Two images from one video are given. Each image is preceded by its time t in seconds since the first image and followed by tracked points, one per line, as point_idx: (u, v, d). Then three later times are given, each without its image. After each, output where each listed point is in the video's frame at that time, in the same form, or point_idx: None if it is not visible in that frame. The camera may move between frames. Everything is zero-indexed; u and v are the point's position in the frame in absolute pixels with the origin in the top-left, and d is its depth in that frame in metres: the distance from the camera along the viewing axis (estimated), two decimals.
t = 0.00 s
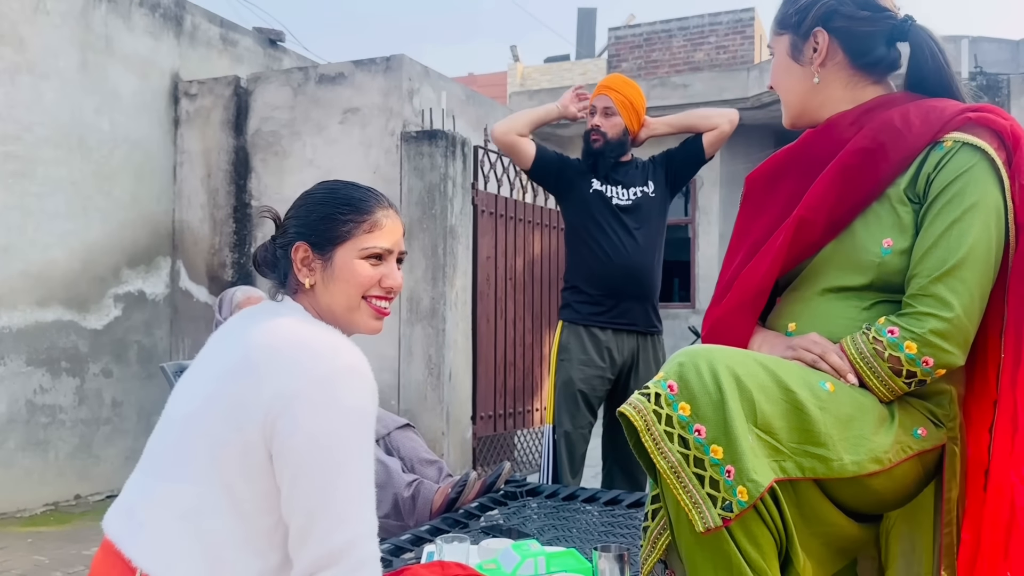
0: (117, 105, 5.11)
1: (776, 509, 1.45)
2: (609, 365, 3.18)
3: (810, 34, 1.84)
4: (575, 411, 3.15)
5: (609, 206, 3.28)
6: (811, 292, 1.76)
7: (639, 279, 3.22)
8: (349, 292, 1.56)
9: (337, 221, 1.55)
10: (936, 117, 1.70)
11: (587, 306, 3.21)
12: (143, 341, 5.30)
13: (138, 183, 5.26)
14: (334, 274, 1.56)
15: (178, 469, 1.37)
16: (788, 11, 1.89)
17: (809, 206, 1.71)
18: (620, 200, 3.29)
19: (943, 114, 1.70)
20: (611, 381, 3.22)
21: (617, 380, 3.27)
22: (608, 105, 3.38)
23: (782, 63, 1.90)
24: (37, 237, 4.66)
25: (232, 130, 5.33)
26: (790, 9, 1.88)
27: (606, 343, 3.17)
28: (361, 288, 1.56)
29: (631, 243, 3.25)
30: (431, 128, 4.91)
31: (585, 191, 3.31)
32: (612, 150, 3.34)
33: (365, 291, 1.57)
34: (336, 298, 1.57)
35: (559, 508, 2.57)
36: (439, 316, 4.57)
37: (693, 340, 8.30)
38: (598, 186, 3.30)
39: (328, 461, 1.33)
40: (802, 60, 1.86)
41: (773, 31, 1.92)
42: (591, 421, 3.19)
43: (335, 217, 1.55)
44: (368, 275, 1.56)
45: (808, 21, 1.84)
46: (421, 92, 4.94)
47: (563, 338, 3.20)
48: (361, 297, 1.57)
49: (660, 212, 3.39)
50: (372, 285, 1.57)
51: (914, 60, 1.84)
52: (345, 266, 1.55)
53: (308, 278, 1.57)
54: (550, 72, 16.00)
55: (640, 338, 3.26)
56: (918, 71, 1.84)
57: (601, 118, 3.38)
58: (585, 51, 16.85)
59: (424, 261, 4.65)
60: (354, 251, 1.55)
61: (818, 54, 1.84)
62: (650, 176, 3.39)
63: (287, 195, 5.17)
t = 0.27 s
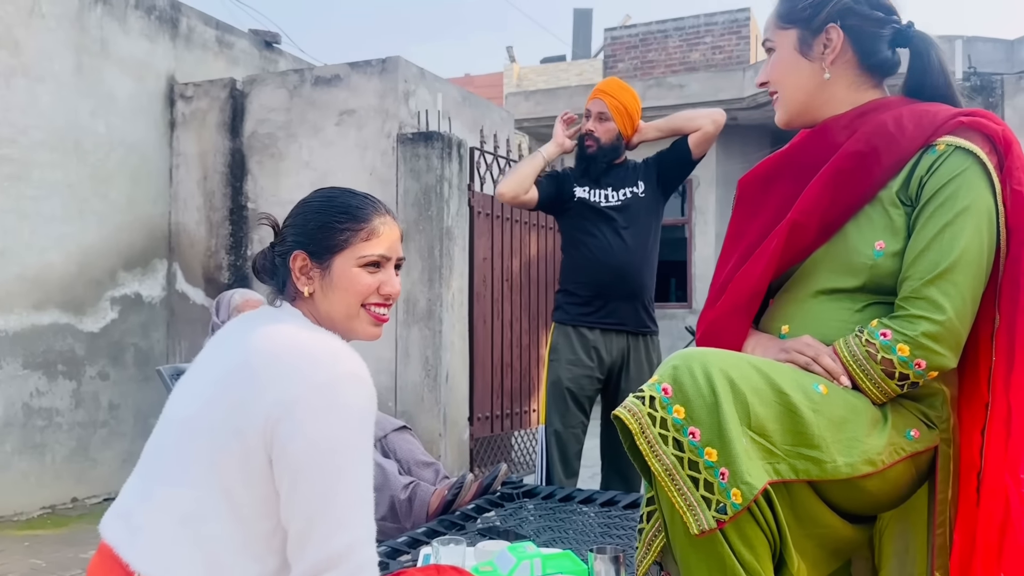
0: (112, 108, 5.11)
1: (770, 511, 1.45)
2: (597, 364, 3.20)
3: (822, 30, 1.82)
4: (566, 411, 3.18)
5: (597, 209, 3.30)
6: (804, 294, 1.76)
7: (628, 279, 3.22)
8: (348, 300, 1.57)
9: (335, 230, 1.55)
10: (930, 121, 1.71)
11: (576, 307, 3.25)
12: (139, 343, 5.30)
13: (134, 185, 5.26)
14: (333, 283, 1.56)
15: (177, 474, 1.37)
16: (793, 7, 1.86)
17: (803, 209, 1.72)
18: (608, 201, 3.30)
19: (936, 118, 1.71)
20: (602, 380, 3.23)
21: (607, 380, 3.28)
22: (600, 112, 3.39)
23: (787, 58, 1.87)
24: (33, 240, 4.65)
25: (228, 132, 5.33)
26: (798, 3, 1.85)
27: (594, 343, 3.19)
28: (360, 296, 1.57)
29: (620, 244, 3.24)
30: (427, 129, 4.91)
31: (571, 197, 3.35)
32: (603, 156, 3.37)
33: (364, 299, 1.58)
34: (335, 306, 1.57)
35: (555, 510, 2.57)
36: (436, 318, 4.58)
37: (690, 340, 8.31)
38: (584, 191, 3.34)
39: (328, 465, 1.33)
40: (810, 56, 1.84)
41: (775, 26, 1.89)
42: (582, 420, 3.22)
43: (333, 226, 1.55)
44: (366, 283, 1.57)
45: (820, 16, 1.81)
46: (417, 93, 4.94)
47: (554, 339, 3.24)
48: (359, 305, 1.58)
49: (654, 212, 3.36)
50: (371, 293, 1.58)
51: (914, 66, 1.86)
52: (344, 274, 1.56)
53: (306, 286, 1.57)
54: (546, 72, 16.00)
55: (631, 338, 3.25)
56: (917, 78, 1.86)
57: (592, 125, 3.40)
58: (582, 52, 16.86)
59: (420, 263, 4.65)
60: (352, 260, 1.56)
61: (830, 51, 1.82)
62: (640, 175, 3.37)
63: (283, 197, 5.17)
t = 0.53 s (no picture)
0: (107, 111, 5.09)
1: (767, 515, 1.44)
2: (591, 365, 3.18)
3: (839, 23, 1.79)
4: (562, 413, 3.18)
5: (590, 212, 3.30)
6: (801, 295, 1.76)
7: (621, 281, 3.20)
8: (346, 306, 1.56)
9: (334, 235, 1.54)
10: (929, 122, 1.70)
11: (570, 310, 3.25)
12: (134, 347, 5.28)
13: (128, 189, 5.25)
14: (331, 288, 1.55)
15: (171, 479, 1.35)
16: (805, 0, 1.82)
17: (800, 210, 1.71)
18: (601, 203, 3.29)
19: (935, 119, 1.70)
20: (596, 381, 3.22)
21: (603, 381, 3.27)
22: (592, 119, 3.38)
23: (799, 49, 1.82)
24: (27, 244, 4.63)
25: (223, 135, 5.31)
26: None
27: (587, 344, 3.18)
28: (358, 302, 1.56)
29: (614, 245, 3.23)
30: (422, 132, 4.90)
31: (563, 202, 3.37)
32: (598, 162, 3.37)
33: (362, 305, 1.56)
34: (333, 311, 1.56)
35: (551, 513, 2.56)
36: (432, 320, 4.57)
37: (687, 342, 8.31)
38: (575, 195, 3.35)
39: (323, 471, 1.32)
40: (823, 50, 1.81)
41: (785, 18, 1.85)
42: (579, 422, 3.21)
43: (333, 230, 1.54)
44: (365, 289, 1.56)
45: (838, 10, 1.79)
46: (412, 95, 4.93)
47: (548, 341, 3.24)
48: (357, 311, 1.57)
49: (648, 212, 3.35)
50: (369, 300, 1.57)
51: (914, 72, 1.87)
52: (342, 280, 1.55)
53: (304, 291, 1.56)
54: (542, 75, 16.01)
55: (625, 340, 3.24)
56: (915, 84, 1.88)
57: (585, 132, 3.40)
58: (577, 54, 16.88)
59: (416, 265, 4.64)
60: (351, 266, 1.55)
61: (845, 45, 1.80)
62: (632, 176, 3.34)
63: (278, 200, 5.16)
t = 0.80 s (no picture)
0: (102, 115, 5.09)
1: (764, 517, 1.44)
2: (587, 368, 3.19)
3: (838, 24, 1.80)
4: (559, 416, 3.18)
5: (583, 214, 3.31)
6: (797, 297, 1.76)
7: (616, 284, 3.20)
8: (345, 311, 1.56)
9: (332, 239, 1.54)
10: (924, 125, 1.71)
11: (567, 314, 3.25)
12: (130, 352, 5.26)
13: (124, 193, 5.24)
14: (329, 292, 1.55)
15: (169, 484, 1.35)
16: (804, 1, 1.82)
17: (796, 213, 1.71)
18: (594, 205, 3.31)
19: (931, 121, 1.71)
20: (593, 383, 3.22)
21: (599, 384, 3.27)
22: (585, 122, 3.38)
23: (797, 50, 1.83)
24: (22, 248, 4.62)
25: (219, 139, 5.31)
26: None
27: (583, 346, 3.19)
28: (356, 307, 1.56)
29: (607, 247, 3.24)
30: (418, 135, 4.91)
31: (557, 205, 3.41)
32: (592, 165, 3.39)
33: (360, 310, 1.56)
34: (330, 316, 1.56)
35: (549, 515, 2.56)
36: (428, 323, 4.57)
37: (683, 344, 8.32)
38: (569, 198, 3.38)
39: (321, 474, 1.32)
40: (823, 51, 1.81)
41: (784, 19, 1.85)
42: (577, 424, 3.21)
43: (331, 234, 1.54)
44: (362, 294, 1.56)
45: (837, 11, 1.79)
46: (408, 99, 4.93)
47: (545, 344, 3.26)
48: (355, 316, 1.57)
49: (643, 214, 3.33)
50: (367, 304, 1.57)
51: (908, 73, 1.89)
52: (340, 284, 1.55)
53: (301, 295, 1.56)
54: (537, 78, 16.03)
55: (622, 343, 3.24)
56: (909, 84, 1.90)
57: (579, 136, 3.42)
58: (572, 57, 16.91)
59: (412, 268, 4.64)
60: (348, 270, 1.55)
61: (844, 46, 1.80)
62: (626, 177, 3.33)
63: (274, 204, 5.15)
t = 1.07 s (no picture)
0: (99, 120, 5.08)
1: (763, 520, 1.45)
2: (584, 371, 3.19)
3: (822, 31, 1.81)
4: (556, 419, 3.18)
5: (580, 218, 3.33)
6: (796, 300, 1.77)
7: (613, 288, 3.20)
8: (341, 314, 1.56)
9: (328, 242, 1.54)
10: (921, 127, 1.72)
11: (564, 317, 3.26)
12: (127, 356, 5.26)
13: (120, 198, 5.23)
14: (325, 295, 1.55)
15: (166, 487, 1.35)
16: (790, 7, 1.84)
17: (794, 215, 1.72)
18: (590, 209, 3.32)
19: (928, 124, 1.71)
20: (589, 386, 3.22)
21: (597, 387, 3.27)
22: (581, 126, 3.39)
23: (784, 58, 1.85)
24: (19, 253, 4.61)
25: (216, 144, 5.31)
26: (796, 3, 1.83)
27: (580, 350, 3.19)
28: (352, 310, 1.56)
29: (603, 250, 3.25)
30: (415, 139, 4.91)
31: (554, 209, 3.44)
32: (589, 170, 3.41)
33: (356, 313, 1.56)
34: (326, 319, 1.56)
35: (546, 519, 2.56)
36: (426, 327, 4.56)
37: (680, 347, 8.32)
38: (565, 202, 3.40)
39: (319, 478, 1.32)
40: (809, 58, 1.83)
41: (771, 27, 1.87)
42: (575, 427, 3.21)
43: (327, 237, 1.54)
44: (358, 297, 1.56)
45: (821, 17, 1.80)
46: (405, 103, 4.94)
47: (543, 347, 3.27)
48: (352, 319, 1.57)
49: (640, 217, 3.33)
50: (363, 307, 1.57)
51: (904, 73, 1.89)
52: (336, 287, 1.55)
53: (297, 298, 1.56)
54: (534, 82, 16.06)
55: (619, 346, 3.23)
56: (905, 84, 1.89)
57: (574, 140, 3.43)
58: (569, 61, 16.95)
59: (410, 272, 4.64)
60: (344, 273, 1.55)
61: (830, 52, 1.81)
62: (623, 180, 3.32)
63: (271, 208, 5.15)
